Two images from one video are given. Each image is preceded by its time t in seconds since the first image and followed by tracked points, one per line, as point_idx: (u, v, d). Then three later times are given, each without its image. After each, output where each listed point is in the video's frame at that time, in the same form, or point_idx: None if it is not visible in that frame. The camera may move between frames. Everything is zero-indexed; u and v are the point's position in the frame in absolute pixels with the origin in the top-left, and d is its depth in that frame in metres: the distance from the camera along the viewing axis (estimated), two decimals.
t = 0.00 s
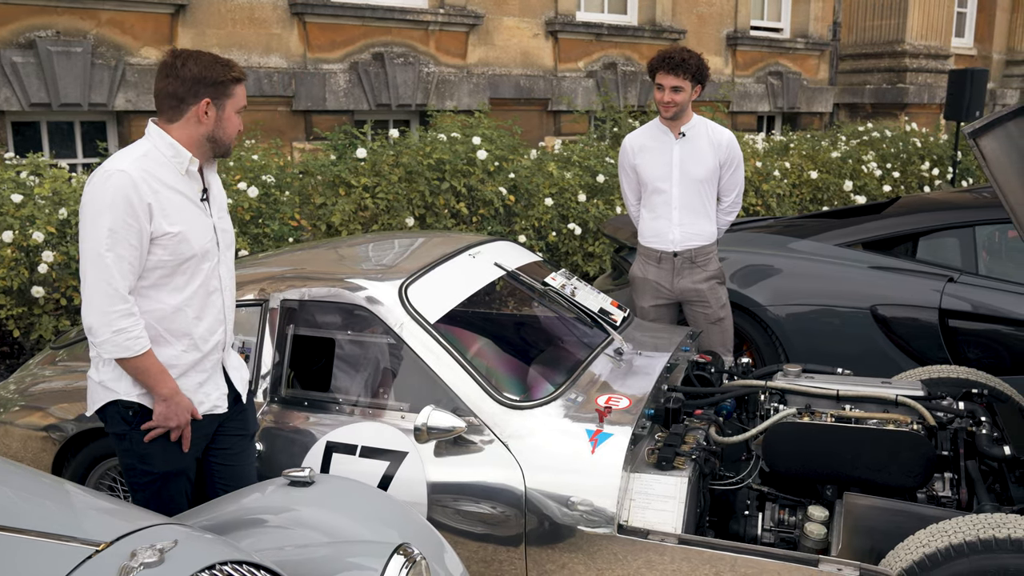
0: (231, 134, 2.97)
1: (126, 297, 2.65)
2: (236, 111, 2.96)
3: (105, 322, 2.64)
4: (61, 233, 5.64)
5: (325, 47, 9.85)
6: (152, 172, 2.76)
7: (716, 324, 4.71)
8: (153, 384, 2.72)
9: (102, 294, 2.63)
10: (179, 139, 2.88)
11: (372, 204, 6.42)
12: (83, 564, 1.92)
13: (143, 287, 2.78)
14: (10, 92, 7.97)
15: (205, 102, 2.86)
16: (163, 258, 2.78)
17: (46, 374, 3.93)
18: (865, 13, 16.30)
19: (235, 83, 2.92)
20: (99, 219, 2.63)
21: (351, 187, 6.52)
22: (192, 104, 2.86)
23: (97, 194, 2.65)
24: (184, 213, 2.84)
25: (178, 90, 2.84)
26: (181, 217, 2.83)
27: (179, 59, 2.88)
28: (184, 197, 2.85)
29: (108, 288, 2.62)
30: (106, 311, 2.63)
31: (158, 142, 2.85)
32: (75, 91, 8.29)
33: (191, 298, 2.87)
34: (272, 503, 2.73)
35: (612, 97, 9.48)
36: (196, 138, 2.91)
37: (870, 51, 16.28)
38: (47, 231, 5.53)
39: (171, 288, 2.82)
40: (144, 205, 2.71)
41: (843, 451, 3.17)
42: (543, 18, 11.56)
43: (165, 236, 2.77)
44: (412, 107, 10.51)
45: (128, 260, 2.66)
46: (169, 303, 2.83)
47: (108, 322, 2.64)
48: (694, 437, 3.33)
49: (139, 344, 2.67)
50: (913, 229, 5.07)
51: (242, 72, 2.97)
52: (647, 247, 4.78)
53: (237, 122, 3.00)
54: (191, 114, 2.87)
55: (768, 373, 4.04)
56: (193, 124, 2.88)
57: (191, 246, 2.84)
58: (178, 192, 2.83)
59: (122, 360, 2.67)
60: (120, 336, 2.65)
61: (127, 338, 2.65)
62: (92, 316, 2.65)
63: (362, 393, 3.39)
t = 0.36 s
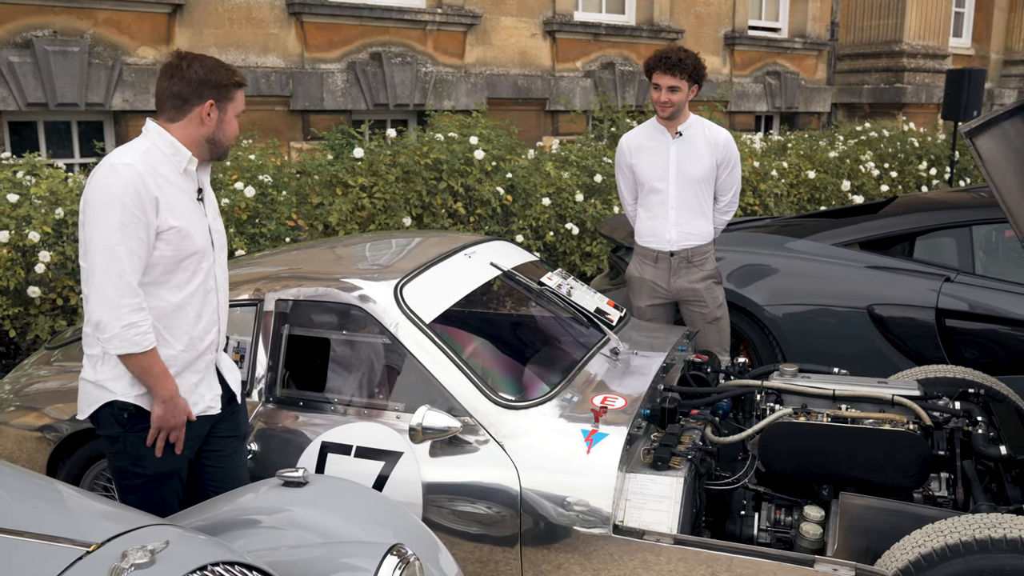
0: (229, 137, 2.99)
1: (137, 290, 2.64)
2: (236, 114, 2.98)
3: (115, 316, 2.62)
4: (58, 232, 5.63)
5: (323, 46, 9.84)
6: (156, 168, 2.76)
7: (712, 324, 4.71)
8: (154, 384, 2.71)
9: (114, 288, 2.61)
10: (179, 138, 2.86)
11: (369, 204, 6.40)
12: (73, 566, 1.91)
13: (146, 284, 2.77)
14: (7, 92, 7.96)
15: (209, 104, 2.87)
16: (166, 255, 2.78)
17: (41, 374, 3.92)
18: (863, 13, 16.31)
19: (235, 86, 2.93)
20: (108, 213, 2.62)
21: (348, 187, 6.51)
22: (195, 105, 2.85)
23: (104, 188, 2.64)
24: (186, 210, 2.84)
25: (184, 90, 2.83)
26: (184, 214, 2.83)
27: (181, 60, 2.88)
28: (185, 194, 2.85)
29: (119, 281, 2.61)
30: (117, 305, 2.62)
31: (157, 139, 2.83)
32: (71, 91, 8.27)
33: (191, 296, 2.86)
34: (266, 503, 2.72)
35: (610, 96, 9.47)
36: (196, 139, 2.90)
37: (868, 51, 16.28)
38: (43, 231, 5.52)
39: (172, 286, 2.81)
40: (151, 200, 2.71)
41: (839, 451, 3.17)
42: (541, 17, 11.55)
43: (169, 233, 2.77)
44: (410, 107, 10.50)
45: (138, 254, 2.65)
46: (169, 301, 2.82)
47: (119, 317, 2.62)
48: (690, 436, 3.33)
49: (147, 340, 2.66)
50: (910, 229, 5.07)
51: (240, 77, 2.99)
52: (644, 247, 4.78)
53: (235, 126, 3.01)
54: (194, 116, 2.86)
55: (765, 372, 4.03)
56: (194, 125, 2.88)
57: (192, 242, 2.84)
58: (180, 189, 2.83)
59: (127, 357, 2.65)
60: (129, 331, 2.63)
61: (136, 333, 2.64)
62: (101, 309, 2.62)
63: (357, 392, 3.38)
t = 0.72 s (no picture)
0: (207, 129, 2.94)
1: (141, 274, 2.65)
2: (210, 106, 2.92)
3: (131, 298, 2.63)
4: (53, 233, 5.62)
5: (320, 46, 9.83)
6: (128, 170, 2.76)
7: (709, 324, 4.70)
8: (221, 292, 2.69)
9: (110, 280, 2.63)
10: (151, 138, 2.85)
11: (366, 204, 6.39)
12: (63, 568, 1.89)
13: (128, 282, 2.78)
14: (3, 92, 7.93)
15: (177, 101, 2.83)
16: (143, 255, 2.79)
17: (36, 375, 3.90)
18: (861, 13, 16.30)
19: (206, 76, 2.87)
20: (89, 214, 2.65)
21: (345, 187, 6.49)
22: (165, 104, 2.82)
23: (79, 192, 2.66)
24: (162, 209, 2.85)
25: (149, 91, 2.80)
26: (160, 214, 2.84)
27: (144, 58, 2.82)
28: (160, 194, 2.85)
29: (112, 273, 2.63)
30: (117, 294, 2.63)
31: (130, 140, 2.82)
32: (68, 91, 8.26)
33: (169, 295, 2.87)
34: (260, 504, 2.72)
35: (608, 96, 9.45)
36: (168, 137, 2.87)
37: (866, 51, 16.26)
38: (39, 230, 5.50)
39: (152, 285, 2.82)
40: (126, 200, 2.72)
41: (835, 451, 3.16)
42: (538, 17, 11.54)
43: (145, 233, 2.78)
44: (407, 107, 10.48)
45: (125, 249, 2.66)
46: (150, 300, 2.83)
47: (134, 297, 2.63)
48: (686, 437, 3.32)
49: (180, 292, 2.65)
50: (906, 229, 5.06)
51: (211, 65, 2.92)
52: (640, 246, 4.77)
53: (212, 116, 2.95)
54: (163, 115, 2.83)
55: (761, 372, 4.02)
56: (165, 124, 2.85)
57: (167, 243, 2.85)
58: (155, 189, 2.83)
59: (180, 315, 2.65)
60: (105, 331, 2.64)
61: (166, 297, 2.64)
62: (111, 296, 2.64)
63: (353, 392, 3.36)
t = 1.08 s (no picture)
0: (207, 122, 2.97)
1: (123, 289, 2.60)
2: (207, 100, 2.95)
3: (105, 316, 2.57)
4: (50, 232, 5.61)
5: (318, 46, 9.82)
6: (130, 172, 2.75)
7: (706, 323, 4.70)
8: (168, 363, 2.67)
9: (94, 287, 2.56)
10: (155, 138, 2.87)
11: (364, 204, 6.38)
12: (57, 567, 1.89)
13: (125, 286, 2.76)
14: None
15: (175, 99, 2.86)
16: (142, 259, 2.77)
17: (33, 375, 3.90)
18: (859, 13, 16.31)
19: (199, 70, 2.90)
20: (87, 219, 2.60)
21: (343, 187, 6.49)
22: (163, 105, 2.85)
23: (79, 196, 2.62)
24: (163, 212, 2.83)
25: (145, 94, 2.83)
26: (162, 217, 2.82)
27: (136, 63, 2.86)
28: (162, 197, 2.84)
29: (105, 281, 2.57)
30: (100, 306, 2.56)
31: (133, 141, 2.83)
32: (66, 90, 8.25)
33: (169, 297, 2.86)
34: (256, 504, 2.72)
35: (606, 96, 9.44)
36: (172, 137, 2.90)
37: (864, 51, 16.27)
38: (36, 230, 5.50)
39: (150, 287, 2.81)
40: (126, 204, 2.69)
41: (831, 451, 3.16)
42: (536, 17, 11.54)
43: (146, 236, 2.76)
44: (405, 107, 10.48)
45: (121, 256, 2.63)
46: (147, 302, 2.81)
47: (107, 316, 2.57)
48: (682, 437, 3.32)
49: (144, 328, 2.61)
50: (904, 229, 5.07)
51: (202, 60, 2.95)
52: (637, 246, 4.76)
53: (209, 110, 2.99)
54: (164, 115, 2.86)
55: (758, 372, 4.02)
56: (166, 124, 2.87)
57: (170, 246, 2.84)
58: (157, 191, 2.82)
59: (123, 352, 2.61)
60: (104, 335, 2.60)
61: (134, 325, 2.60)
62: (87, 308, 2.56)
63: (348, 394, 3.36)
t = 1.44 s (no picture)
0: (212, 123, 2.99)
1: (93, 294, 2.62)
2: (211, 101, 2.97)
3: (72, 319, 2.60)
4: (49, 232, 5.61)
5: (316, 45, 9.82)
6: (127, 170, 2.75)
7: (704, 323, 4.71)
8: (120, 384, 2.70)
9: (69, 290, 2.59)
10: (158, 139, 2.88)
11: (362, 204, 6.38)
12: (57, 565, 1.90)
13: (113, 285, 2.76)
14: None
15: (181, 100, 2.87)
16: (132, 258, 2.77)
17: (32, 374, 3.89)
18: (857, 13, 16.31)
19: (202, 72, 2.92)
20: (72, 215, 2.61)
21: (341, 186, 6.48)
22: (169, 105, 2.86)
23: (70, 191, 2.63)
24: (158, 212, 2.83)
25: (151, 95, 2.84)
26: (155, 216, 2.82)
27: (142, 64, 2.86)
28: (158, 196, 2.84)
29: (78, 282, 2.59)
30: (71, 307, 2.59)
31: (135, 141, 2.84)
32: (64, 90, 8.25)
33: (162, 297, 2.85)
34: (255, 503, 2.72)
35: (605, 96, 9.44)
36: (176, 137, 2.91)
37: (862, 51, 16.27)
38: (35, 230, 5.49)
39: (140, 287, 2.80)
40: (116, 201, 2.69)
41: (828, 450, 3.17)
42: (535, 17, 11.55)
43: (136, 234, 2.76)
44: (404, 107, 10.48)
45: (100, 257, 2.64)
46: (138, 303, 2.81)
47: (73, 319, 2.60)
48: (681, 436, 3.33)
49: (103, 343, 2.63)
50: (902, 229, 5.07)
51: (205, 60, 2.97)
52: (635, 246, 4.77)
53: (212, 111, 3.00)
54: (169, 115, 2.87)
55: (757, 372, 4.03)
56: (171, 124, 2.88)
57: (163, 246, 2.83)
58: (153, 190, 2.82)
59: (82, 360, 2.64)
60: (85, 334, 2.61)
61: (92, 337, 2.62)
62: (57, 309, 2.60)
63: (347, 394, 3.37)
